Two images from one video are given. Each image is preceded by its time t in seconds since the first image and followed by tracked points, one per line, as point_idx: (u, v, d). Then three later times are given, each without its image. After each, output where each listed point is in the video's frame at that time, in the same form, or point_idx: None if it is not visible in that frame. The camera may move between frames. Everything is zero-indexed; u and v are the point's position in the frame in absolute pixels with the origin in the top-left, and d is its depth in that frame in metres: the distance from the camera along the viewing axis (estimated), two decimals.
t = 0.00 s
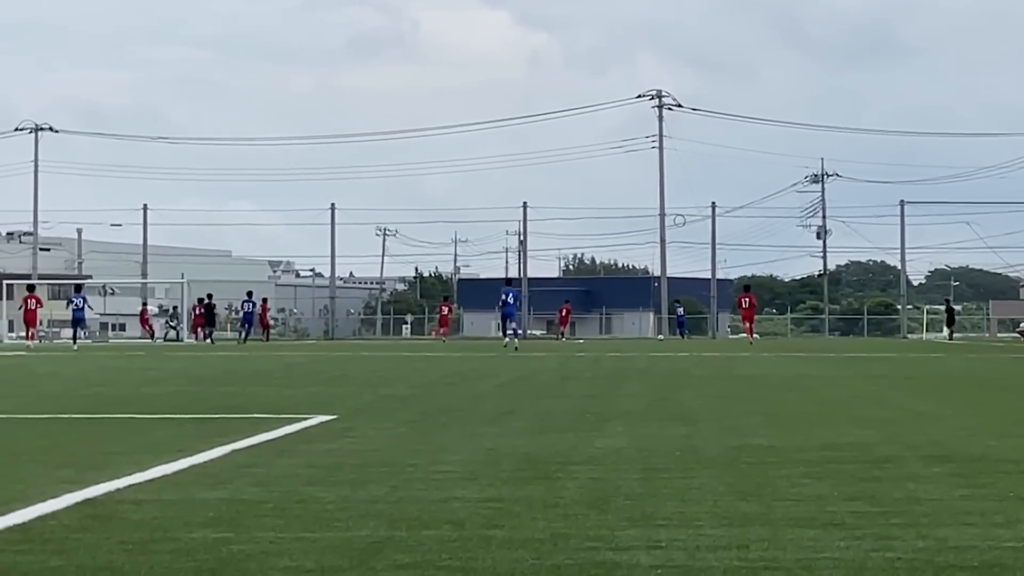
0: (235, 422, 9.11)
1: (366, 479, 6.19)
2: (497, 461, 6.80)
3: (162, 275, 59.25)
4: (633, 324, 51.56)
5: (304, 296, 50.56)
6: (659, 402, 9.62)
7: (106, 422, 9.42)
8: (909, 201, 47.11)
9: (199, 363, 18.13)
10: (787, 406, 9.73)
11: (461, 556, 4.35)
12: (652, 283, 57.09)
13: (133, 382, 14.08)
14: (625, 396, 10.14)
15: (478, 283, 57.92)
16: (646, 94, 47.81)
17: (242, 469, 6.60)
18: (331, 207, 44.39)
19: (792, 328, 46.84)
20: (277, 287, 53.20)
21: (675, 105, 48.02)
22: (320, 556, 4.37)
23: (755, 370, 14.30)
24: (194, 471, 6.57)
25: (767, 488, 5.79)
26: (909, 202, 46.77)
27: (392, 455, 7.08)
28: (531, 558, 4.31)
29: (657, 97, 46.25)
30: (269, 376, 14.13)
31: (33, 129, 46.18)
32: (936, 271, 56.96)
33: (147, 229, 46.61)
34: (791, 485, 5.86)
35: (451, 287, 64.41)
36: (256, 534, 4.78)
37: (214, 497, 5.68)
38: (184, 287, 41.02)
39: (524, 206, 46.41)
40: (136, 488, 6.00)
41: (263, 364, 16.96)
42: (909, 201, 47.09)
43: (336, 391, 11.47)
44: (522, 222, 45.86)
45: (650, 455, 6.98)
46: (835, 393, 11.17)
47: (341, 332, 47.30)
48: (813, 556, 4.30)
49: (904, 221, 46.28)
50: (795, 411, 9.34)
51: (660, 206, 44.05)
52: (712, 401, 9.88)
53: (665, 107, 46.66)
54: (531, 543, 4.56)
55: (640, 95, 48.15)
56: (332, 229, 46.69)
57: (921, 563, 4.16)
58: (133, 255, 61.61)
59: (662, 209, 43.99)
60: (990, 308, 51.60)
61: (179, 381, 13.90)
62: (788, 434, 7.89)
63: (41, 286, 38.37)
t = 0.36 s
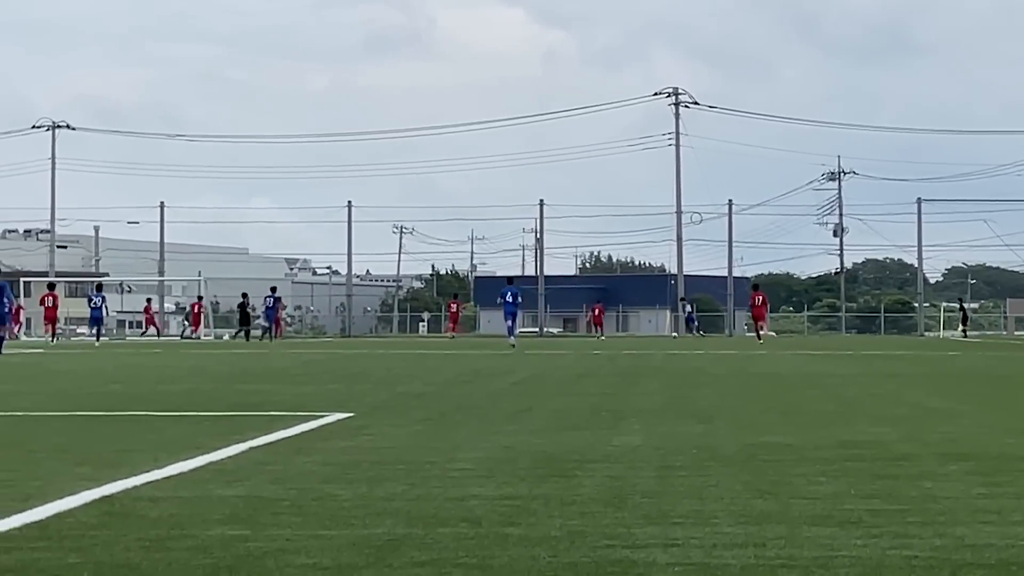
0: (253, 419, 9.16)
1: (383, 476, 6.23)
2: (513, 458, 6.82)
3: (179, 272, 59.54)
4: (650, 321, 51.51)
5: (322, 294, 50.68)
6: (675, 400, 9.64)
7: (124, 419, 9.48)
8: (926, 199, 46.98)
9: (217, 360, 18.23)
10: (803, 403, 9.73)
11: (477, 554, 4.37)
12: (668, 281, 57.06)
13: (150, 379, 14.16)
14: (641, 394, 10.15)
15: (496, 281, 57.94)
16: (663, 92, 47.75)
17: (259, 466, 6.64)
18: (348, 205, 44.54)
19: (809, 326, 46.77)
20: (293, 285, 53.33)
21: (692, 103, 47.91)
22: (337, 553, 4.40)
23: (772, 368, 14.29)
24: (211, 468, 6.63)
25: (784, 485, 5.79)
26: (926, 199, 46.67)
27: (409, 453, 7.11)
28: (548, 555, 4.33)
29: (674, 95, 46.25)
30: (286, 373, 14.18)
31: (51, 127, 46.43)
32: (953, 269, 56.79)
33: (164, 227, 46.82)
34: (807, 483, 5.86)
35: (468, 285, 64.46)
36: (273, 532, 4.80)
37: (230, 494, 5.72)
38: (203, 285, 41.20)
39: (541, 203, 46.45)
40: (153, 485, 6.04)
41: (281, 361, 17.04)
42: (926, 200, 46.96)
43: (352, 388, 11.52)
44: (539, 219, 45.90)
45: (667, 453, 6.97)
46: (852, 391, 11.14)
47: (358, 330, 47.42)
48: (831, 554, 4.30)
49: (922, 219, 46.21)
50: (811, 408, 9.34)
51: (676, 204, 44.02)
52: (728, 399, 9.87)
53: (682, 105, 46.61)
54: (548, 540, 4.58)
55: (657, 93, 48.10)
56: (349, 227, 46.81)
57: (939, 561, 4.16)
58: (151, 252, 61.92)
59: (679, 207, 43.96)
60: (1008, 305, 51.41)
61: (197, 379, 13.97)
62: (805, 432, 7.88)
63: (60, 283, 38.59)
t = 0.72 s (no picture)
0: (272, 417, 9.21)
1: (402, 474, 6.26)
2: (533, 456, 6.84)
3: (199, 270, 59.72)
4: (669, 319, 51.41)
5: (340, 292, 50.75)
6: (694, 398, 9.64)
7: (144, 417, 9.55)
8: (946, 197, 46.82)
9: (237, 358, 18.30)
10: (822, 401, 9.71)
11: (496, 552, 4.39)
12: (688, 278, 56.91)
13: (169, 377, 14.22)
14: (660, 392, 10.15)
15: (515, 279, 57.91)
16: (681, 89, 47.67)
17: (277, 464, 6.68)
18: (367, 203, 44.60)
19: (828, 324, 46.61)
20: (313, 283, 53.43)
21: (710, 100, 47.82)
22: (356, 552, 4.43)
23: (791, 366, 14.26)
24: (231, 466, 6.67)
25: (802, 484, 5.79)
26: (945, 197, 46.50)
27: (428, 451, 7.14)
28: (566, 553, 4.35)
29: (692, 92, 46.19)
30: (305, 371, 14.23)
31: (70, 125, 46.64)
32: (972, 267, 56.52)
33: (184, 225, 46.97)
34: (826, 481, 5.86)
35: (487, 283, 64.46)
36: (291, 530, 4.84)
37: (250, 492, 5.76)
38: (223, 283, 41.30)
39: (560, 201, 46.42)
40: (172, 483, 6.09)
41: (300, 359, 17.09)
42: (946, 197, 46.80)
43: (370, 386, 11.56)
44: (558, 217, 45.87)
45: (685, 451, 6.98)
46: (872, 389, 11.10)
47: (377, 328, 47.49)
48: (848, 552, 4.30)
49: (941, 216, 46.01)
50: (830, 406, 9.32)
51: (695, 201, 43.92)
52: (746, 397, 9.86)
53: (701, 102, 46.53)
54: (567, 538, 4.60)
55: (676, 91, 48.03)
56: (368, 225, 46.87)
57: (958, 560, 4.16)
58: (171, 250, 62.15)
59: (698, 204, 43.86)
60: None
61: (216, 376, 14.04)
62: (823, 430, 7.87)
63: (81, 280, 38.74)
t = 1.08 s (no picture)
0: (299, 416, 9.28)
1: (429, 474, 6.30)
2: (560, 456, 6.86)
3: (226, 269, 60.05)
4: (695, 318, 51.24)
5: (366, 292, 50.89)
6: (720, 398, 9.63)
7: (172, 415, 9.64)
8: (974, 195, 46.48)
9: (264, 357, 18.41)
10: (850, 401, 9.68)
11: (523, 551, 4.42)
12: (714, 278, 56.77)
13: (197, 376, 14.32)
14: (686, 391, 10.15)
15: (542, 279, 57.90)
16: (708, 89, 47.62)
17: (305, 463, 6.74)
18: (395, 202, 44.75)
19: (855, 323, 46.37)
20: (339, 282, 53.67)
21: (737, 99, 47.73)
22: (384, 550, 4.47)
23: (817, 366, 14.21)
24: (258, 465, 6.73)
25: (830, 483, 5.79)
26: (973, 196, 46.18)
27: (455, 450, 7.18)
28: (594, 552, 4.38)
29: (718, 92, 46.15)
30: (331, 370, 14.32)
31: (96, 125, 46.99)
32: (1000, 267, 56.09)
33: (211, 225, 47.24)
34: (854, 481, 5.85)
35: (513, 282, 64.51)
36: (319, 528, 4.89)
37: (277, 491, 5.82)
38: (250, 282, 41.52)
39: (587, 201, 46.42)
40: (200, 481, 6.15)
41: (327, 358, 17.18)
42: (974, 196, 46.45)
43: (396, 385, 11.62)
44: (584, 216, 45.88)
45: (712, 451, 6.98)
46: (900, 389, 11.04)
47: (404, 327, 47.61)
48: (876, 552, 4.31)
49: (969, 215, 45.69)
50: (858, 406, 9.29)
51: (721, 200, 43.81)
52: (773, 396, 9.85)
53: (728, 101, 46.48)
54: (594, 537, 4.63)
55: (702, 90, 47.97)
56: (395, 225, 47.00)
57: (985, 560, 4.16)
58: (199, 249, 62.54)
59: (724, 204, 43.76)
60: None
61: (242, 375, 14.14)
62: (851, 430, 7.85)
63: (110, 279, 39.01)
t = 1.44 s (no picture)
0: (334, 415, 9.33)
1: (464, 473, 6.32)
2: (595, 455, 6.87)
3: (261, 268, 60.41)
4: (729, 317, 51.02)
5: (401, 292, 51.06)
6: (755, 397, 9.60)
7: (208, 414, 9.73)
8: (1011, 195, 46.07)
9: (300, 356, 18.52)
10: (886, 400, 9.63)
11: (560, 550, 4.44)
12: (748, 277, 56.53)
13: (232, 375, 14.43)
14: (720, 391, 10.13)
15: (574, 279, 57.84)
16: (742, 89, 47.55)
17: (341, 462, 6.79)
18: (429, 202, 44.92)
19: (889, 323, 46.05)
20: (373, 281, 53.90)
21: (771, 99, 47.61)
22: (421, 549, 4.50)
23: (853, 365, 14.10)
24: (293, 464, 6.77)
25: (867, 483, 5.76)
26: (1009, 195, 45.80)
27: (491, 449, 7.20)
28: (632, 552, 4.39)
29: (753, 91, 46.07)
30: (365, 369, 14.37)
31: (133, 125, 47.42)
32: None
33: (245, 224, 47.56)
34: (891, 481, 5.82)
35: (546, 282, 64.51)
36: (357, 527, 4.92)
37: (314, 489, 5.86)
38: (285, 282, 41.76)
39: (620, 200, 46.40)
40: (237, 480, 6.20)
41: (362, 358, 17.25)
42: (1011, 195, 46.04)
43: (430, 384, 11.65)
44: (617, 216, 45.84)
45: (748, 450, 6.97)
46: (937, 388, 10.96)
47: (437, 326, 47.71)
48: (915, 552, 4.29)
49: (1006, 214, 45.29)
50: (894, 406, 9.24)
51: (755, 199, 43.67)
52: (808, 396, 9.80)
53: (762, 100, 46.38)
54: (631, 536, 4.64)
55: (736, 90, 47.88)
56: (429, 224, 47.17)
57: None
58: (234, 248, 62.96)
59: (758, 203, 43.62)
60: None
61: (277, 374, 14.21)
62: (888, 430, 7.81)
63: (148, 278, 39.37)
